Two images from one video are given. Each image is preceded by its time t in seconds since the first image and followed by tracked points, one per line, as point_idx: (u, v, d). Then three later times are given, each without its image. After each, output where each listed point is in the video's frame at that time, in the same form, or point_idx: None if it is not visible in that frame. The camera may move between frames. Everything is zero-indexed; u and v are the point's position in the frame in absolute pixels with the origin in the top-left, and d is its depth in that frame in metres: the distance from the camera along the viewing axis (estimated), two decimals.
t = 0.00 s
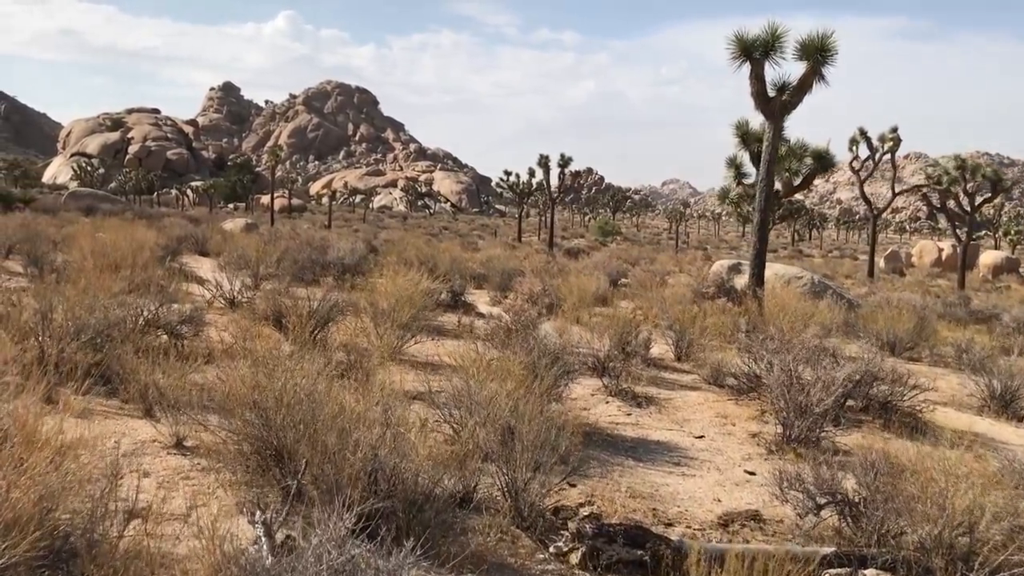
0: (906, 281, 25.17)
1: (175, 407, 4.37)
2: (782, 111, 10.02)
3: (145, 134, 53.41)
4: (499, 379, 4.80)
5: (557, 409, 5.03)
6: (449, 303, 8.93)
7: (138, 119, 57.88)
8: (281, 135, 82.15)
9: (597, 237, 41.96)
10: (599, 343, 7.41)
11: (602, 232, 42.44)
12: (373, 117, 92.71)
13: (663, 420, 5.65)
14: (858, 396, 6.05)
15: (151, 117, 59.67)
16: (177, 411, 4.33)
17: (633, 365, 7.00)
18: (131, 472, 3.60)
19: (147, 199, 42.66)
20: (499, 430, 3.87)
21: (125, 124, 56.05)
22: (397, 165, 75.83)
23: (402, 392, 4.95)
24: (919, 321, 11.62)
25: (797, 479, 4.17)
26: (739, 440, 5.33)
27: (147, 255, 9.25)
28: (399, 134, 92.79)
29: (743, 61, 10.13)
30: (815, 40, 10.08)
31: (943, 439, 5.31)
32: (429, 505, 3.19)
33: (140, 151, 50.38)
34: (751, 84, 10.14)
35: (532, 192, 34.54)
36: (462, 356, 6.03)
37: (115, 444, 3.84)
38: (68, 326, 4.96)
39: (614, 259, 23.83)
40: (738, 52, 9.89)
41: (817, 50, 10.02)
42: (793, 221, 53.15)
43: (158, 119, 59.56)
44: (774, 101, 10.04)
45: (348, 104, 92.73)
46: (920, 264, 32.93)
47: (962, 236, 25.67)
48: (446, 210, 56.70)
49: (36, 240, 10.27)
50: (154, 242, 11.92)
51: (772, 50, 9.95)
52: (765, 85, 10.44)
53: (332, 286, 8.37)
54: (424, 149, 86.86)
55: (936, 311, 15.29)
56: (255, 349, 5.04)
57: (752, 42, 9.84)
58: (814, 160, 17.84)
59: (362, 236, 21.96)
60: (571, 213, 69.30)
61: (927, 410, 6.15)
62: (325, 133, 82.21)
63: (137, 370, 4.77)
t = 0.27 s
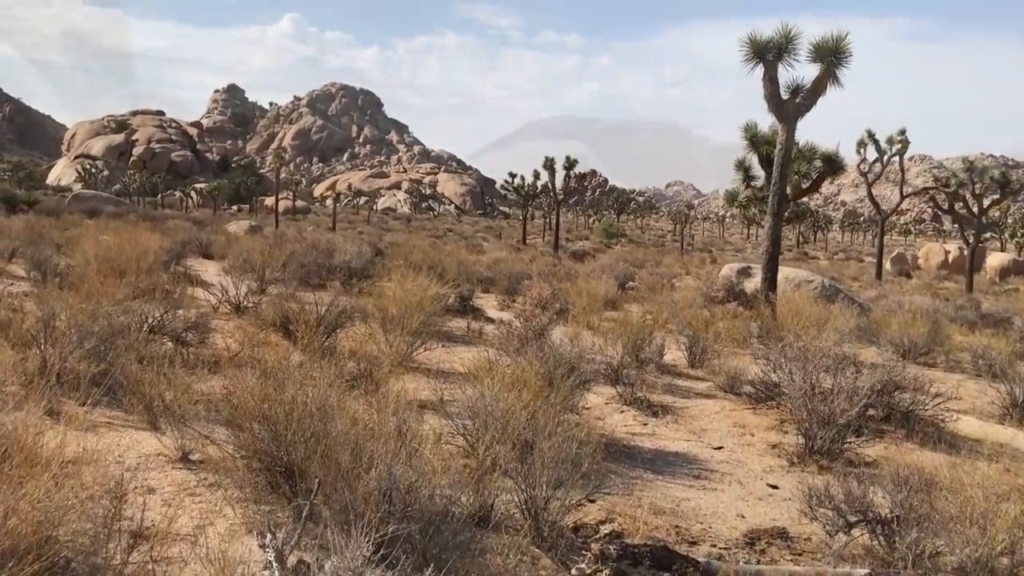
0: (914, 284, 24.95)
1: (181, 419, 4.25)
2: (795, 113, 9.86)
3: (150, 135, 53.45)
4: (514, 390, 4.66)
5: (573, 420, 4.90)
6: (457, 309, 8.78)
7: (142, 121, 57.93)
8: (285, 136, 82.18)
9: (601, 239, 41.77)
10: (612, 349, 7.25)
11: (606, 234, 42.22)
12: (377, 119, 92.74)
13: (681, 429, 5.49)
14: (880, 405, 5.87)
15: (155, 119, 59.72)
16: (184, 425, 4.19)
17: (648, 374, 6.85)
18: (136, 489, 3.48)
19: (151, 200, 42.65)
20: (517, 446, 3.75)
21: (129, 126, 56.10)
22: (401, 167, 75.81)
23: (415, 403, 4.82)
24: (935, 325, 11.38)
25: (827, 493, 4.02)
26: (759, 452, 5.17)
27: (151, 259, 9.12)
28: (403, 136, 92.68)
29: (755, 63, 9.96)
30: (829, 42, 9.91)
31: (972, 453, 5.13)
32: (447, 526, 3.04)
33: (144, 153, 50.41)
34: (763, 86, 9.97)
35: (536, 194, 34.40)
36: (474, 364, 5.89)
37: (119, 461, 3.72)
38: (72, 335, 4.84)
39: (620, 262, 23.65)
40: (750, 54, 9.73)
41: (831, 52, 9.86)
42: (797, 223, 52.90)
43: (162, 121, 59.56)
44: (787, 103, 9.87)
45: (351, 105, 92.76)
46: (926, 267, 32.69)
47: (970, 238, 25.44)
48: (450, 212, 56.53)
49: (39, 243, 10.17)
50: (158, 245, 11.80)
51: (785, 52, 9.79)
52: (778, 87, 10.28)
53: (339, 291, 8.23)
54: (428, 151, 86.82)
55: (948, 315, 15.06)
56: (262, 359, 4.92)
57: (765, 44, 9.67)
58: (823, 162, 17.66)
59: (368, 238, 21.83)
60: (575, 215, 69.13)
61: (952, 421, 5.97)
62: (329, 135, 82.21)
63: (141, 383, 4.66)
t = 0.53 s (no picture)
0: (920, 287, 24.79)
1: (185, 431, 4.08)
2: (806, 115, 9.70)
3: (152, 138, 53.41)
4: (529, 401, 4.49)
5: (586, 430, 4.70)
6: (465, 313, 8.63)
7: (144, 123, 57.91)
8: (287, 138, 82.11)
9: (604, 241, 41.62)
10: (624, 357, 7.11)
11: (608, 236, 42.04)
12: (379, 121, 92.72)
13: (698, 440, 5.34)
14: (904, 417, 5.68)
15: (158, 121, 59.65)
16: (188, 437, 4.03)
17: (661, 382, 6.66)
18: (137, 509, 3.32)
19: (154, 203, 42.58)
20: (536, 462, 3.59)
21: (131, 128, 56.06)
22: (403, 169, 75.71)
23: (425, 412, 4.65)
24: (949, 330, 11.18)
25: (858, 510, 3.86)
26: (781, 464, 5.01)
27: (153, 263, 8.97)
28: (405, 138, 92.56)
29: (766, 63, 9.81)
30: (840, 42, 9.75)
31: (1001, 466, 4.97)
32: (467, 549, 2.88)
33: (146, 155, 50.35)
34: (774, 87, 9.82)
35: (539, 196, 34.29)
36: (485, 372, 5.72)
37: (121, 477, 3.56)
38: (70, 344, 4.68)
39: (624, 265, 23.50)
40: (760, 54, 9.58)
41: (843, 52, 9.69)
42: (800, 225, 52.75)
43: (163, 124, 59.51)
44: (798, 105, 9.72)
45: (353, 108, 92.76)
46: (931, 269, 32.52)
47: (977, 240, 25.27)
48: (452, 214, 56.34)
49: (39, 247, 10.03)
50: (160, 249, 11.65)
51: (796, 52, 9.63)
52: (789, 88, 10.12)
53: (345, 297, 8.10)
54: (430, 153, 86.76)
55: (959, 318, 14.90)
56: (269, 368, 4.78)
57: (775, 44, 9.52)
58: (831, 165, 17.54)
59: (371, 241, 21.69)
60: (577, 217, 69.01)
61: (977, 432, 5.79)
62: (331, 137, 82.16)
63: (142, 397, 4.52)
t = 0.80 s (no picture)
0: (923, 288, 24.66)
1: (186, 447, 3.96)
2: (814, 116, 9.57)
3: (152, 139, 53.31)
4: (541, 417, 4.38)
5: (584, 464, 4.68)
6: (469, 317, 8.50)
7: (144, 124, 57.80)
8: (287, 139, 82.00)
9: (605, 242, 41.51)
10: (633, 363, 6.97)
11: (609, 237, 41.93)
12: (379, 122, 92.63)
13: (712, 449, 5.20)
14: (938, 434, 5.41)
15: (158, 122, 59.54)
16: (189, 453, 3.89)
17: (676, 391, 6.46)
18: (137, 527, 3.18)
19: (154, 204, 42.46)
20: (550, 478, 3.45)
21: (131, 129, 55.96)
22: (403, 170, 75.60)
23: (434, 423, 4.52)
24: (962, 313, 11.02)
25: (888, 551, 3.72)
26: (798, 473, 4.89)
27: (152, 267, 8.84)
28: (405, 139, 92.46)
29: (772, 64, 9.68)
30: (849, 42, 9.60)
31: None
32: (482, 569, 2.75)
33: (146, 156, 50.23)
34: (781, 87, 9.68)
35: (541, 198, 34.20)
36: (493, 380, 5.58)
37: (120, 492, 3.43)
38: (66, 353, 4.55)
39: (626, 266, 23.37)
40: (767, 54, 9.44)
41: (851, 52, 9.55)
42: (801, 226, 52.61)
43: (163, 124, 59.45)
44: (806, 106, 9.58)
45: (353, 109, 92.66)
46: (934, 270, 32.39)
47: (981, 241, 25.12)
48: (452, 215, 56.14)
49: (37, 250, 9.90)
50: (159, 251, 11.52)
51: (804, 52, 9.50)
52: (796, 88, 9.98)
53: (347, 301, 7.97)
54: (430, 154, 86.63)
55: (966, 320, 14.77)
56: (274, 378, 4.65)
57: (782, 44, 9.39)
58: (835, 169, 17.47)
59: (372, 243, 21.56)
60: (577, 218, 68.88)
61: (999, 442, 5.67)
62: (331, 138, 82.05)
63: (135, 404, 4.39)
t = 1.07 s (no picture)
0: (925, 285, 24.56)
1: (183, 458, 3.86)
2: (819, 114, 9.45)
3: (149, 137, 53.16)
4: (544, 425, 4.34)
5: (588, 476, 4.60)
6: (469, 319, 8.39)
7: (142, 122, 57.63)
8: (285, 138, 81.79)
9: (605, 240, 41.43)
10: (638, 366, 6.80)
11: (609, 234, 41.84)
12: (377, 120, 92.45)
13: (719, 455, 5.11)
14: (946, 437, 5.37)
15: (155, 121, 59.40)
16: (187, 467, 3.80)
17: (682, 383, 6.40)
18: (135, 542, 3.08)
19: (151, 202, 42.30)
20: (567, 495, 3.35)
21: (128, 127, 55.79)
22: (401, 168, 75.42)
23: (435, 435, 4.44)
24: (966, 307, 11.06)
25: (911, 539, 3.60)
26: (810, 481, 4.77)
27: (148, 269, 8.72)
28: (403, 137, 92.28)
29: (777, 61, 9.56)
30: (855, 39, 9.46)
31: None
32: None
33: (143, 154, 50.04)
34: (786, 85, 9.57)
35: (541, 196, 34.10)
36: (496, 387, 5.48)
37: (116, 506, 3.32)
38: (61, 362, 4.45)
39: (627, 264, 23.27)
40: (772, 51, 9.33)
41: (858, 50, 9.42)
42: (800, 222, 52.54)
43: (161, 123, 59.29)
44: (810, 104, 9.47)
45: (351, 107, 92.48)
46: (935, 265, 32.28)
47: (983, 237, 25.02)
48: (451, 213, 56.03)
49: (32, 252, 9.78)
50: (156, 252, 11.40)
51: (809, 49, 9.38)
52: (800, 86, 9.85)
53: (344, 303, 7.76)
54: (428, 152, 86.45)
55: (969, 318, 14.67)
56: (273, 388, 4.55)
57: (787, 41, 9.26)
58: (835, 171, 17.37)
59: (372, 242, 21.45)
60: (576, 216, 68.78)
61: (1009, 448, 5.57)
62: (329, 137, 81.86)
63: (140, 413, 4.35)
